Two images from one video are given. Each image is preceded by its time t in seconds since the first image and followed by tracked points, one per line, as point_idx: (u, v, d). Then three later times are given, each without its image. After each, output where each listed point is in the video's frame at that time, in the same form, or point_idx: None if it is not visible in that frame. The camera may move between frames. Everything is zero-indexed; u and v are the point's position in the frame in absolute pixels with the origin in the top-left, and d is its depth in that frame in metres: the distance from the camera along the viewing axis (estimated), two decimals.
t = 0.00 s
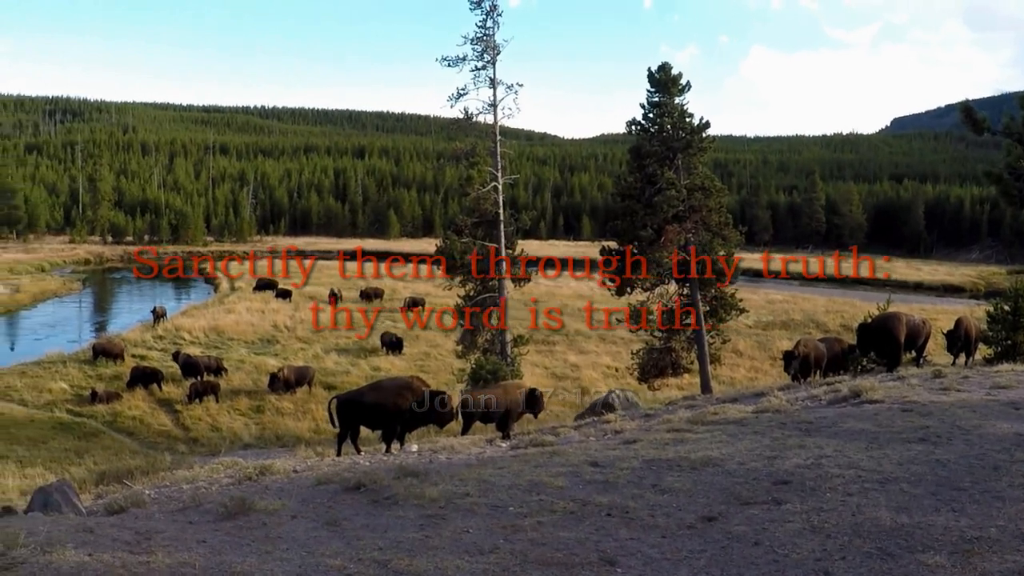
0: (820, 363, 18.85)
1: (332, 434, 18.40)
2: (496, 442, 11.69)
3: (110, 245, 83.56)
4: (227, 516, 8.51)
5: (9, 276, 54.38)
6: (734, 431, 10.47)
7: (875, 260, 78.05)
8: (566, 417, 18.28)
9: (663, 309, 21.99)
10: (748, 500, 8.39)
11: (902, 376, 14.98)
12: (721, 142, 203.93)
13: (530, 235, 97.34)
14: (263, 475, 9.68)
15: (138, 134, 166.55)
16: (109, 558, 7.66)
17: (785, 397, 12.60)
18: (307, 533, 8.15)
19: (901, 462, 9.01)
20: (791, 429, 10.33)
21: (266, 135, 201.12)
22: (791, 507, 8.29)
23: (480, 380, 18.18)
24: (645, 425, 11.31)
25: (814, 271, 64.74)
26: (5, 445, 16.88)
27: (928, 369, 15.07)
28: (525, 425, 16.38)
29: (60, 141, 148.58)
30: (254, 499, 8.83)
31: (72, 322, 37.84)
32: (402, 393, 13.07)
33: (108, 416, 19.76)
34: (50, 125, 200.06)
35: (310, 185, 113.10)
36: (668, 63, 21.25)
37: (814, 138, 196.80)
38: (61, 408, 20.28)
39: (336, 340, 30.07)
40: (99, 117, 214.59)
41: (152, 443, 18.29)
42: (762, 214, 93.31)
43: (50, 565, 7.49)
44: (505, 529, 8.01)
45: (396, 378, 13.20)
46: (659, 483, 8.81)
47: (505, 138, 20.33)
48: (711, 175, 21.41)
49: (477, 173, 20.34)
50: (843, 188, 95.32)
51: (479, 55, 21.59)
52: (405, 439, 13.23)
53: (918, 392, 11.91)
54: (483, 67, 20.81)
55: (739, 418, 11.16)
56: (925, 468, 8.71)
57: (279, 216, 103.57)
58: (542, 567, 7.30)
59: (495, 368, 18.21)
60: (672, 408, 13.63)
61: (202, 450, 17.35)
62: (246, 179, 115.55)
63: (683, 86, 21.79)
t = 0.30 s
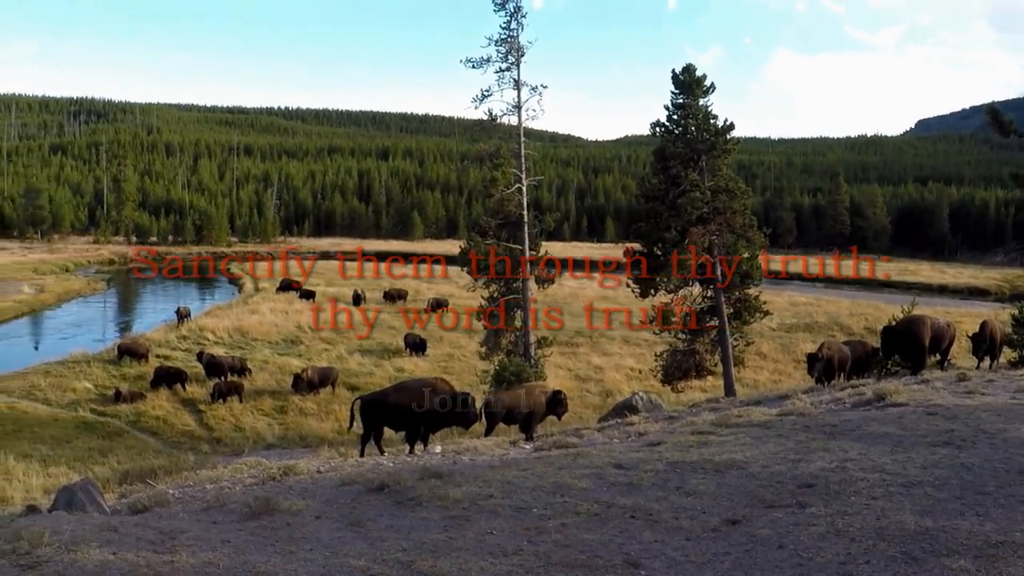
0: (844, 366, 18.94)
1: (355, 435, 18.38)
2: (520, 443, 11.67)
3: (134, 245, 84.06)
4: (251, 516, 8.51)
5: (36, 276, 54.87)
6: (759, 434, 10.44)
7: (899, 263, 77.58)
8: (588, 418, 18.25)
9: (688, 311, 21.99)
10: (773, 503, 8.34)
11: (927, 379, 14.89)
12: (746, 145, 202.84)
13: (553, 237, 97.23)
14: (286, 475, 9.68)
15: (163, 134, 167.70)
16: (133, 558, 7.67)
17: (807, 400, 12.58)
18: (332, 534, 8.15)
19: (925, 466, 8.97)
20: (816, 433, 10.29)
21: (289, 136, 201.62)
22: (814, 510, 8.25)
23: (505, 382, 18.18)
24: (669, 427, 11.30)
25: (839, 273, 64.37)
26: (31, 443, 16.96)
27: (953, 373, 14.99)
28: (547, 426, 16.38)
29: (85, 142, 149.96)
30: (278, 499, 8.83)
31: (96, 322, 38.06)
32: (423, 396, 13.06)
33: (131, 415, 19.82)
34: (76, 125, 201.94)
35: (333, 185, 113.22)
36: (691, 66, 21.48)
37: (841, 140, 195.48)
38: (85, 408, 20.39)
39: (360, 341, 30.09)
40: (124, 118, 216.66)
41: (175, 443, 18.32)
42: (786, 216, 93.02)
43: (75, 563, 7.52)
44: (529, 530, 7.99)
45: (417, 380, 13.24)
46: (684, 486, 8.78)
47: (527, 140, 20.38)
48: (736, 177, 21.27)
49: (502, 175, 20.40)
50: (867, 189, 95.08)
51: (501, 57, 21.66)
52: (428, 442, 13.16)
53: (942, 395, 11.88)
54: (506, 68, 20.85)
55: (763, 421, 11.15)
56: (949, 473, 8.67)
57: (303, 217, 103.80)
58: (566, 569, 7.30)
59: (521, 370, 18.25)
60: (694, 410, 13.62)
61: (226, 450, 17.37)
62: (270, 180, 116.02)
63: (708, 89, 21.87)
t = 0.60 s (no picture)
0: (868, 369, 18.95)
1: (377, 436, 18.39)
2: (543, 444, 11.67)
3: (157, 245, 84.48)
4: (274, 516, 8.52)
5: (60, 276, 55.27)
6: (782, 436, 10.43)
7: (922, 265, 77.09)
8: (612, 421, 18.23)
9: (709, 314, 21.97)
10: (797, 506, 8.32)
11: (951, 382, 14.82)
12: (771, 146, 201.74)
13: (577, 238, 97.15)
14: (309, 475, 9.69)
15: (187, 135, 168.82)
16: (157, 557, 7.68)
17: (831, 402, 12.58)
18: (355, 534, 8.16)
19: (949, 469, 8.94)
20: (839, 435, 10.27)
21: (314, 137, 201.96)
22: (838, 512, 8.22)
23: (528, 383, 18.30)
24: (692, 429, 11.31)
25: (863, 275, 64.01)
26: (55, 443, 17.07)
27: (977, 376, 14.93)
28: (571, 428, 16.36)
29: (110, 143, 151.24)
30: (301, 500, 8.83)
31: (121, 322, 38.36)
32: (449, 396, 13.06)
33: (155, 415, 19.89)
34: (102, 125, 203.82)
35: (357, 186, 113.25)
36: (715, 67, 21.43)
37: (869, 142, 194.01)
38: (109, 407, 20.50)
39: (383, 342, 30.11)
40: (148, 119, 218.54)
41: (199, 443, 18.39)
42: (810, 218, 92.67)
43: (99, 563, 7.54)
44: (552, 532, 7.98)
45: (443, 381, 13.24)
46: (708, 489, 8.77)
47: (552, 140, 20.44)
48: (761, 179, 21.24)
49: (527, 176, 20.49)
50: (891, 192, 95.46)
51: (525, 58, 21.70)
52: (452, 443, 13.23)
53: (966, 398, 11.84)
54: (531, 69, 20.89)
55: (787, 423, 11.14)
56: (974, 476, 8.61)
57: (327, 218, 103.72)
58: (590, 570, 7.29)
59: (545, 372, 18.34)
60: (718, 412, 13.57)
61: (249, 450, 17.39)
62: (293, 181, 116.25)
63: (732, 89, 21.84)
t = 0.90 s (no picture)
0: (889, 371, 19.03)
1: (399, 437, 18.37)
2: (565, 446, 11.66)
3: (179, 246, 84.74)
4: (297, 516, 8.52)
5: (82, 276, 55.59)
6: (804, 439, 10.42)
7: (945, 268, 76.61)
8: (633, 423, 18.23)
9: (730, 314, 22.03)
10: (819, 509, 8.27)
11: (972, 385, 14.75)
12: (795, 149, 200.36)
13: (598, 240, 96.91)
14: (332, 476, 9.70)
15: (210, 136, 169.58)
16: (179, 557, 7.70)
17: (852, 406, 12.55)
18: (377, 535, 8.15)
19: (971, 472, 8.90)
20: (861, 438, 10.26)
21: (336, 138, 202.29)
22: (860, 514, 8.16)
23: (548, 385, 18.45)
24: (714, 432, 11.31)
25: (885, 277, 63.61)
26: (78, 442, 17.16)
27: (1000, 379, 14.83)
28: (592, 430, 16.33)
29: (132, 143, 152.47)
30: (323, 500, 8.83)
31: (143, 322, 38.63)
32: (470, 398, 13.24)
33: (177, 416, 19.97)
34: (126, 127, 205.27)
35: (378, 188, 113.25)
36: (737, 69, 21.44)
37: (896, 144, 192.24)
38: (131, 407, 20.59)
39: (403, 343, 30.13)
40: (171, 120, 219.76)
41: (221, 443, 18.42)
42: (833, 221, 92.20)
43: (121, 562, 7.56)
44: (574, 533, 7.97)
45: (464, 383, 13.41)
46: (730, 491, 8.73)
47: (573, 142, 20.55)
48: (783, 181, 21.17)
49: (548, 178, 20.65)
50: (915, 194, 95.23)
51: (548, 59, 21.79)
52: (472, 444, 13.38)
53: (989, 402, 11.79)
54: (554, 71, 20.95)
55: (809, 426, 11.12)
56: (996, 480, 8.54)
57: (348, 219, 103.45)
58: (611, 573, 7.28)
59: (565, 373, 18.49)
60: (740, 414, 13.53)
61: (271, 450, 17.41)
62: (314, 182, 116.41)
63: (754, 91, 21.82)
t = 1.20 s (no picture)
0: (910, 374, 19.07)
1: (420, 438, 18.35)
2: (587, 447, 11.65)
3: (201, 246, 84.84)
4: (319, 516, 8.53)
5: (105, 276, 55.83)
6: (826, 442, 10.39)
7: (966, 270, 76.14)
8: (654, 425, 18.23)
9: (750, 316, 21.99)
10: (840, 512, 8.22)
11: (993, 388, 14.65)
12: (819, 151, 199.15)
13: (619, 241, 96.49)
14: (354, 476, 9.72)
15: (231, 137, 169.93)
16: (202, 556, 7.73)
17: (875, 408, 12.51)
18: (400, 535, 8.15)
19: (994, 476, 8.82)
20: (883, 441, 10.23)
21: (358, 139, 202.29)
22: (882, 518, 8.09)
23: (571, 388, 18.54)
24: (736, 435, 11.27)
25: (909, 279, 63.14)
26: (100, 441, 17.25)
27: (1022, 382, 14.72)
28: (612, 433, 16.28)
29: (155, 144, 153.21)
30: (345, 501, 8.84)
31: (166, 322, 38.80)
32: (492, 399, 13.10)
33: (198, 415, 20.04)
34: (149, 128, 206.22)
35: (400, 189, 113.08)
36: (759, 71, 21.46)
37: (921, 144, 190.55)
38: (153, 406, 20.68)
39: (424, 344, 30.13)
40: (193, 121, 220.60)
41: (242, 442, 18.46)
42: (855, 222, 91.73)
43: (144, 560, 7.60)
44: (596, 535, 7.95)
45: (486, 384, 13.29)
46: (751, 494, 8.70)
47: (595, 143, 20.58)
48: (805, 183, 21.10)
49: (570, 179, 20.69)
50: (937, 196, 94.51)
51: (569, 61, 21.74)
52: (494, 445, 13.31)
53: (1014, 406, 11.71)
54: (576, 72, 20.90)
55: (831, 429, 11.10)
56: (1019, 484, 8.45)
57: (370, 220, 103.24)
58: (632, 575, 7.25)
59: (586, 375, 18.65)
60: (761, 417, 13.51)
61: (292, 450, 17.43)
62: (336, 183, 116.45)
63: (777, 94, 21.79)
